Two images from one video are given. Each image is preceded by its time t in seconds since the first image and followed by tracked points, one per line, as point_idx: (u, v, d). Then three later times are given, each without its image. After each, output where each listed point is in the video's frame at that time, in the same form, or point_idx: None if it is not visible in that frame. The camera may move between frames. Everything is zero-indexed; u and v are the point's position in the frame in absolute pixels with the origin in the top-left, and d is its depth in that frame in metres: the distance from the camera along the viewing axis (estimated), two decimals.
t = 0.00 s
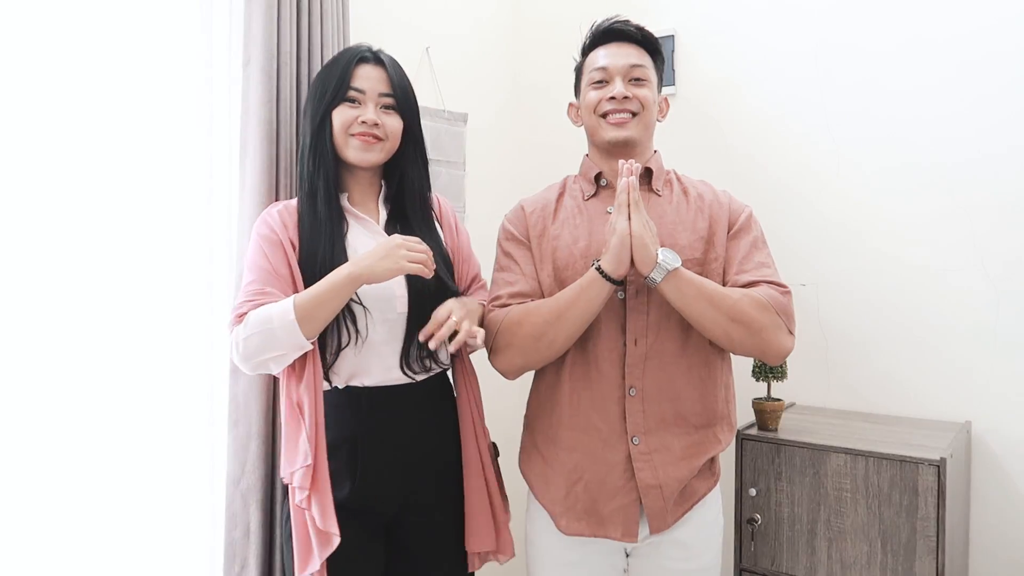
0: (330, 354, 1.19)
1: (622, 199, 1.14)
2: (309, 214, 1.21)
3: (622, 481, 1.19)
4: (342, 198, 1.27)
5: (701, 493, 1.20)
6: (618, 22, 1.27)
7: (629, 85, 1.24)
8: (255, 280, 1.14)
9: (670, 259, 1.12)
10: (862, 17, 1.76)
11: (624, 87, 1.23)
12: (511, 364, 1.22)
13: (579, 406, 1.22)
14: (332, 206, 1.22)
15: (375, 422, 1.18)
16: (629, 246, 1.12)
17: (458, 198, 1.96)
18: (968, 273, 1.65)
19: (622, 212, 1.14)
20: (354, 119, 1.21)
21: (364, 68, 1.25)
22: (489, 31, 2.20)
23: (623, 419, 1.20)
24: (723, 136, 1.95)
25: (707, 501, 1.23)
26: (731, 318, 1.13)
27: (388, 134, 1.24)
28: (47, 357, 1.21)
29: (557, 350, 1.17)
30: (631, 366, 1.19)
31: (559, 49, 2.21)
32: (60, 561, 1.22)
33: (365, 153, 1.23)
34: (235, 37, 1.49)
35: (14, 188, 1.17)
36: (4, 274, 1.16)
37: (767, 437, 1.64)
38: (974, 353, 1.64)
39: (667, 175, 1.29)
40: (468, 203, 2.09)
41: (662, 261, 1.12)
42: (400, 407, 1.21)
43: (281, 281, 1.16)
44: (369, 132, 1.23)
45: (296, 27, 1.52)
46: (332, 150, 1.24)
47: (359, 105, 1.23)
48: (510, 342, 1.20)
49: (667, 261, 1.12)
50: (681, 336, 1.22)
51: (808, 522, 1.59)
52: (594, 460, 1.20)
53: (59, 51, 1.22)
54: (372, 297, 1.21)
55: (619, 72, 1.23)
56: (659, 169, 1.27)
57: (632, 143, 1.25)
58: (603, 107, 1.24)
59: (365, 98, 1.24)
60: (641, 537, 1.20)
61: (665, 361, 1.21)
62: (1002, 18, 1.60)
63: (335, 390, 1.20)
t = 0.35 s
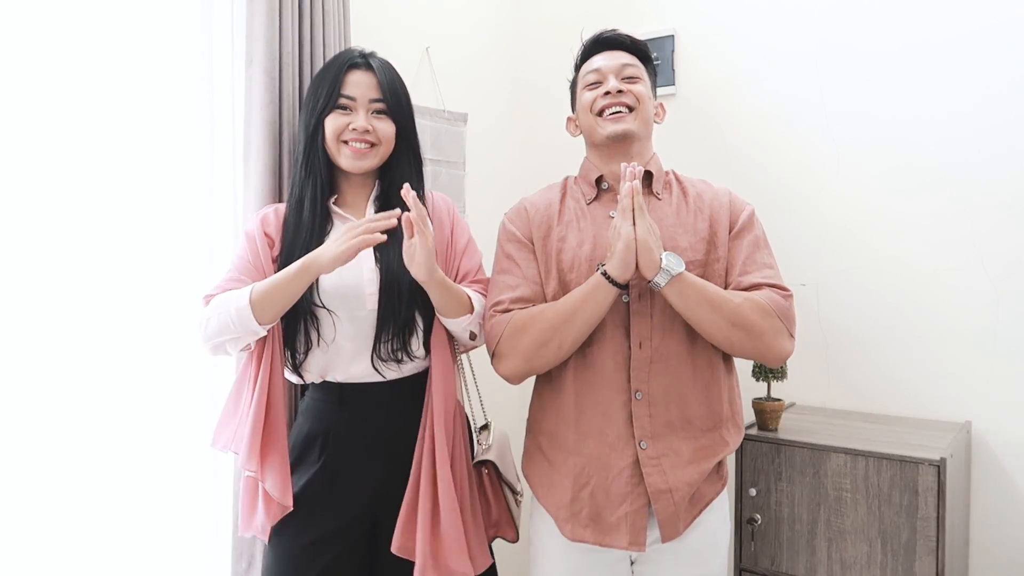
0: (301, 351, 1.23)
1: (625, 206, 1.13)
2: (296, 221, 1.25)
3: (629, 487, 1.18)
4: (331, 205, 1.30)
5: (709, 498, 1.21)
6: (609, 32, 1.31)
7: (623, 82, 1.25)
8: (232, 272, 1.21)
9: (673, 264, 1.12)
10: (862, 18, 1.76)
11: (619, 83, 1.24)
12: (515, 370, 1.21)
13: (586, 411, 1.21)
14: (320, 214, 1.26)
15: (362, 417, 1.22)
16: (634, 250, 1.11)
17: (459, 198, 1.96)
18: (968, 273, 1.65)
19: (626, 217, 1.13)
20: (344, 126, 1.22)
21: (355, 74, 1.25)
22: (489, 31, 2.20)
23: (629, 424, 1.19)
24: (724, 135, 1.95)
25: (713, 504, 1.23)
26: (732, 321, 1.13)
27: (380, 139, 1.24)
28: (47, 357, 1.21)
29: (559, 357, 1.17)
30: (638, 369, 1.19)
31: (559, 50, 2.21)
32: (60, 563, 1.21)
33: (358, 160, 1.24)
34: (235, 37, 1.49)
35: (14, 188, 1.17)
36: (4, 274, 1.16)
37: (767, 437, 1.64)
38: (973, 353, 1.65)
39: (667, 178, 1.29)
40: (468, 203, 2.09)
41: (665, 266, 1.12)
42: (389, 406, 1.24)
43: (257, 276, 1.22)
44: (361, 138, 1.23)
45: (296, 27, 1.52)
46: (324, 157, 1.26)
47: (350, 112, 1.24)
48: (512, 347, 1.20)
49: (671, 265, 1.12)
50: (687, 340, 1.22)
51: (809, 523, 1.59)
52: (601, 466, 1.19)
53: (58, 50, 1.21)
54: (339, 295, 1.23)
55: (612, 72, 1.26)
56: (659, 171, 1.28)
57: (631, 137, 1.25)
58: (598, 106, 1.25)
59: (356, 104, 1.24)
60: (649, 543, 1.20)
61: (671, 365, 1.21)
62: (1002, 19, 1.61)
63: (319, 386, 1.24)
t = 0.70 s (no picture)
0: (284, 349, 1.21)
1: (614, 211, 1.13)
2: (286, 215, 1.25)
3: (622, 488, 1.18)
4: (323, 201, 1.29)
5: (707, 498, 1.21)
6: (601, 33, 1.31)
7: (615, 82, 1.26)
8: (221, 265, 1.20)
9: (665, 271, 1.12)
10: (862, 18, 1.76)
11: (611, 84, 1.25)
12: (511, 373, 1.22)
13: (580, 412, 1.22)
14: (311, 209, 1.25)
15: (350, 418, 1.22)
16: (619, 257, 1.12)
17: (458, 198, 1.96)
18: (968, 274, 1.65)
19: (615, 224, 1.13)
20: (336, 125, 1.22)
21: (348, 72, 1.25)
22: (489, 31, 2.20)
23: (623, 425, 1.19)
24: (723, 136, 1.95)
25: (711, 506, 1.24)
26: (722, 326, 1.13)
27: (373, 137, 1.25)
28: (48, 358, 1.20)
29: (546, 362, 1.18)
30: (631, 372, 1.19)
31: (558, 50, 2.22)
32: (61, 563, 1.21)
33: (350, 158, 1.24)
34: (236, 38, 1.49)
35: (13, 189, 1.17)
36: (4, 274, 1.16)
37: (767, 437, 1.64)
38: (973, 355, 1.65)
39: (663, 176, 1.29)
40: (468, 204, 2.09)
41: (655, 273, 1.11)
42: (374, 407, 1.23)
43: (250, 271, 1.22)
44: (353, 136, 1.24)
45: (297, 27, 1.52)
46: (316, 154, 1.27)
47: (343, 110, 1.24)
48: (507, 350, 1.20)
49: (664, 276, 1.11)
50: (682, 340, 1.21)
51: (809, 522, 1.59)
52: (594, 468, 1.20)
53: (58, 50, 1.21)
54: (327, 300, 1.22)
55: (604, 71, 1.26)
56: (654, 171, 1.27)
57: (625, 138, 1.24)
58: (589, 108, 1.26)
59: (348, 102, 1.25)
60: (644, 543, 1.20)
61: (666, 366, 1.21)
62: (1003, 20, 1.61)
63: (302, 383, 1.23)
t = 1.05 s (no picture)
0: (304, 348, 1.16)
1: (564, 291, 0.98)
2: (297, 210, 1.19)
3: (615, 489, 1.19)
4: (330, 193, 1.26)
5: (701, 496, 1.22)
6: (500, 20, 1.04)
7: (533, 89, 1.01)
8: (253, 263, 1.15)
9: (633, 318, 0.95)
10: (857, 17, 1.76)
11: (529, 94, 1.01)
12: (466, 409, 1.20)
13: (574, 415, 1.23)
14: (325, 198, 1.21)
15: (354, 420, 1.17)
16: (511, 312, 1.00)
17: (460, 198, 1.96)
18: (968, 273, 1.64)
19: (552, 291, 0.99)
20: (330, 111, 1.20)
21: (334, 56, 1.22)
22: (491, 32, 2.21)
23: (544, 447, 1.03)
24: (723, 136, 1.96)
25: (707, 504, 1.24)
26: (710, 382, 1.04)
27: (368, 120, 1.23)
28: (41, 351, 1.26)
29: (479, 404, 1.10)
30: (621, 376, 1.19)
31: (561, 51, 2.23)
32: (58, 550, 1.28)
33: (349, 142, 1.23)
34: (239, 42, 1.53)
35: (12, 190, 1.22)
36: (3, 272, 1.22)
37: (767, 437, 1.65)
38: (974, 356, 1.63)
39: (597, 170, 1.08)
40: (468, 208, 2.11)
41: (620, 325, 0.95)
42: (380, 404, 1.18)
43: (276, 269, 1.16)
44: (348, 121, 1.21)
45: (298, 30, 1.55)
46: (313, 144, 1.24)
47: (334, 96, 1.21)
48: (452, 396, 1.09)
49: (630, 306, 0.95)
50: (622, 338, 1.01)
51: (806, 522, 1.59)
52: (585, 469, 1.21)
53: (58, 59, 1.27)
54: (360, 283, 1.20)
55: (522, 77, 1.01)
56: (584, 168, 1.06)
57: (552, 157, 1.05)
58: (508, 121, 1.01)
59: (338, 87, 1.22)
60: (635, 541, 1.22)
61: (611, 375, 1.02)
62: (1001, 15, 1.58)
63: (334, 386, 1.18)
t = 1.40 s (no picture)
0: (308, 347, 1.20)
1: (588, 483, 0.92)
2: (304, 214, 1.24)
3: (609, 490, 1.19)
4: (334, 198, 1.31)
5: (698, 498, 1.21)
6: (496, 25, 1.04)
7: (526, 95, 1.02)
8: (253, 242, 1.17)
9: (652, 433, 0.92)
10: (860, 16, 1.76)
11: (521, 100, 1.01)
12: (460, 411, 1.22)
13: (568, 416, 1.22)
14: (328, 205, 1.27)
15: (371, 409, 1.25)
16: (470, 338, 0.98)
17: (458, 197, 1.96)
18: (968, 273, 1.64)
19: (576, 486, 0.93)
20: (338, 123, 1.26)
21: (340, 69, 1.30)
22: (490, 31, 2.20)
23: (540, 447, 1.00)
24: (723, 136, 1.96)
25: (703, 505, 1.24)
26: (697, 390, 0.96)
27: (372, 131, 1.30)
28: (48, 348, 1.24)
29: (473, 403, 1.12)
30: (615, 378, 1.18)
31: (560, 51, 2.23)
32: (60, 555, 1.24)
33: (354, 152, 1.28)
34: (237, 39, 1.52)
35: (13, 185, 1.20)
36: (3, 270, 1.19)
37: (767, 437, 1.64)
38: (974, 356, 1.63)
39: (592, 169, 1.06)
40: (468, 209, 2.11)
41: (646, 443, 0.93)
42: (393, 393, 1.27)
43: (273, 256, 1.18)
44: (355, 132, 1.28)
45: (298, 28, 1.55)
46: (317, 151, 1.29)
47: (341, 108, 1.29)
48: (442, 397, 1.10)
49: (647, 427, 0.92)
50: (621, 335, 0.98)
51: (808, 522, 1.59)
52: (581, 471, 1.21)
53: (59, 52, 1.24)
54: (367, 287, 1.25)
55: (512, 83, 1.02)
56: (580, 165, 1.04)
57: (552, 157, 1.04)
58: (502, 125, 1.02)
59: (344, 99, 1.29)
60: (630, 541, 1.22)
61: (609, 376, 0.98)
62: (1003, 14, 1.60)
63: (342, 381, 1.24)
